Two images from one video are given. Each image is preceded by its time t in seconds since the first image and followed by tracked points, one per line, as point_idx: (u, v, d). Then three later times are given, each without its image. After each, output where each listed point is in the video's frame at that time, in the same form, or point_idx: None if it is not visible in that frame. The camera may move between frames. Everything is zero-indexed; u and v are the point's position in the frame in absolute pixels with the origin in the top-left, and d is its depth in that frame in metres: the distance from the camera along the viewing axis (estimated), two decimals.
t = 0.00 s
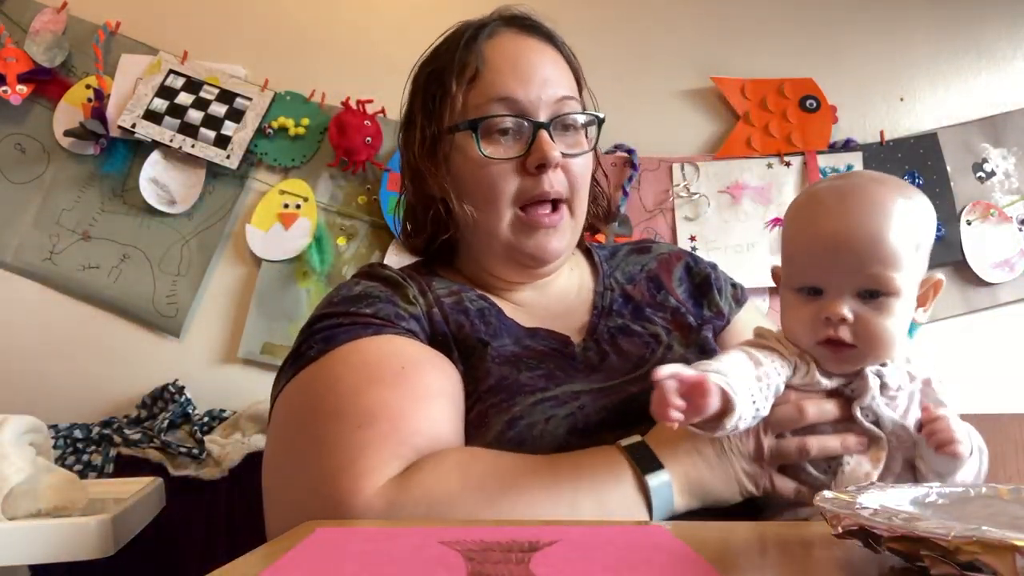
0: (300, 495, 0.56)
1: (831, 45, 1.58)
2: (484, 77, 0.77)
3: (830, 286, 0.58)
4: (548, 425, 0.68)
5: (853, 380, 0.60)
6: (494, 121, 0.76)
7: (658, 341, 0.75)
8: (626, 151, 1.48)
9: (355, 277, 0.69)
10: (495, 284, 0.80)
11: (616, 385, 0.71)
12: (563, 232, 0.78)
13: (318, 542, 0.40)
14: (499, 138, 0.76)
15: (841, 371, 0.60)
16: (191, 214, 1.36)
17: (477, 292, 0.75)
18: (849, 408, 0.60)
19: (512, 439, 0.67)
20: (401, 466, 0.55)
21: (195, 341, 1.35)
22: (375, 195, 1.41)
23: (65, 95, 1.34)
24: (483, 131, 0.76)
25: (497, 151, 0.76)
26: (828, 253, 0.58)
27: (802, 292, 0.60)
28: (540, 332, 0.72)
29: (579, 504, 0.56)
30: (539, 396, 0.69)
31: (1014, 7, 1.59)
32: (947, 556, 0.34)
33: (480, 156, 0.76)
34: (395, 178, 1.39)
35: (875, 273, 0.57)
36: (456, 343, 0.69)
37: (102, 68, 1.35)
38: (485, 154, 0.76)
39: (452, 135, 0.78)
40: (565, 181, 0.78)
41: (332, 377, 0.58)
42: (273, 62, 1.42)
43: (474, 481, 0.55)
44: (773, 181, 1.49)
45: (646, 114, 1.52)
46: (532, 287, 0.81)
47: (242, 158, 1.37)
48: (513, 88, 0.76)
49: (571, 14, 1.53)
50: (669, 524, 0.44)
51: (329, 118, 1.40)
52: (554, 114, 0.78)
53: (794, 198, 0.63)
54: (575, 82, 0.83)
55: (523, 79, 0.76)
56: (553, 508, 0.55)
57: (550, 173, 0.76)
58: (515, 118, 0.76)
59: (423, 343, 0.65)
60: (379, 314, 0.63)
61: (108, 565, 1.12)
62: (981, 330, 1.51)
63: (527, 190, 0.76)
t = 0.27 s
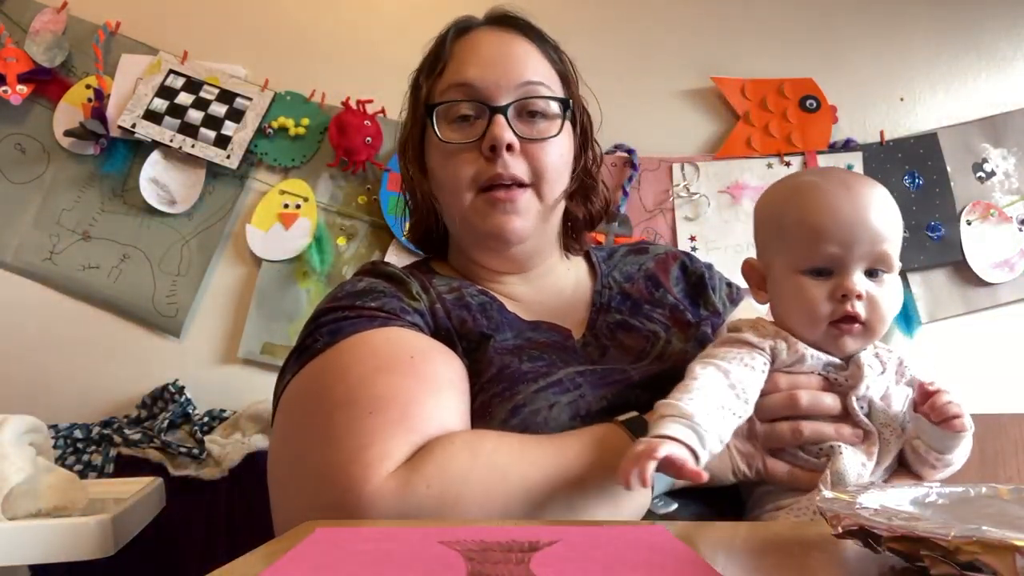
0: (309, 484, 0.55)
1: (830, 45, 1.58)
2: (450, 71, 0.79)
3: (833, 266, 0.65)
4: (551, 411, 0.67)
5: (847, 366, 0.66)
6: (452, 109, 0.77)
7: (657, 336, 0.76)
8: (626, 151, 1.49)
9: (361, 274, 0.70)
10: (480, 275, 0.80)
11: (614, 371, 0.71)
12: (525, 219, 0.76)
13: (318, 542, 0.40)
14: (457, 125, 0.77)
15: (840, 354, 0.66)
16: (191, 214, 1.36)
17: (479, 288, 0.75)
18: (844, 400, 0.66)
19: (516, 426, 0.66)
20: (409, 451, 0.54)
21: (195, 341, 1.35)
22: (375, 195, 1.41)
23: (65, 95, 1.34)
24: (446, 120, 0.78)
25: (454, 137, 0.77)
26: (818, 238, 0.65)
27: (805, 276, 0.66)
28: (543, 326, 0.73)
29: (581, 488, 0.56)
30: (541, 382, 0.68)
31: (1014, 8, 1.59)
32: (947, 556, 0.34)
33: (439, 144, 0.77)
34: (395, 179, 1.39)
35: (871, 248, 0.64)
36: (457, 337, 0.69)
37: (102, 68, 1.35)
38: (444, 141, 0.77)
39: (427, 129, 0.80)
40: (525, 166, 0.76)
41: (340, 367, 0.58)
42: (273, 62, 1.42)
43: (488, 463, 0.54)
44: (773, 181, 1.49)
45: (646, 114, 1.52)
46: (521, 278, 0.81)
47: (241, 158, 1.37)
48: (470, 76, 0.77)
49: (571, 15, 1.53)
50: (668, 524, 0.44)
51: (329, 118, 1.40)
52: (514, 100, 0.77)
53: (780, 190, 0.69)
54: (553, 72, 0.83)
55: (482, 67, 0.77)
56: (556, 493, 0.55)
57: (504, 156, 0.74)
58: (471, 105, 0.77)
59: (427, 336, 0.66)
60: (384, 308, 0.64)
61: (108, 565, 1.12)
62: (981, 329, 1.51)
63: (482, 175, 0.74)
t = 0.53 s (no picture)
0: (300, 472, 0.54)
1: (830, 45, 1.58)
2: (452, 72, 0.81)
3: (828, 260, 0.64)
4: (530, 385, 0.68)
5: (825, 348, 0.66)
6: (449, 107, 0.79)
7: (648, 329, 0.74)
8: (626, 151, 1.47)
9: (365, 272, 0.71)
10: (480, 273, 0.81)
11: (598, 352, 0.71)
12: (518, 215, 0.75)
13: (318, 543, 0.40)
14: (453, 123, 0.79)
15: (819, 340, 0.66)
16: (191, 214, 1.36)
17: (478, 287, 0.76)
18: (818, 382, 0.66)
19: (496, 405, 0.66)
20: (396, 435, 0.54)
21: (195, 341, 1.35)
22: (375, 195, 1.41)
23: (65, 95, 1.34)
24: (446, 122, 0.79)
25: (450, 137, 0.78)
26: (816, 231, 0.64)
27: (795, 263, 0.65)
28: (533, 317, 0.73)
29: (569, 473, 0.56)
30: (520, 362, 0.69)
31: (1014, 8, 1.59)
32: (947, 556, 0.34)
33: (436, 143, 0.78)
34: (395, 179, 1.39)
35: (867, 247, 0.64)
36: (454, 334, 0.70)
37: (102, 68, 1.35)
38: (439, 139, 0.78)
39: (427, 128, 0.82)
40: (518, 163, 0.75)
41: (334, 353, 0.58)
42: (273, 62, 1.42)
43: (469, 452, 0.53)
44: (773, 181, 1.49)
45: (646, 114, 1.52)
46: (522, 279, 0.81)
47: (242, 158, 1.37)
48: (469, 77, 0.79)
49: (571, 15, 1.53)
50: (668, 525, 0.44)
51: (329, 118, 1.40)
52: (510, 100, 0.78)
53: (780, 173, 0.68)
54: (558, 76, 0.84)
55: (479, 68, 0.79)
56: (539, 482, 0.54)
57: (495, 153, 0.74)
58: (466, 103, 0.78)
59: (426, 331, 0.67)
60: (382, 303, 0.65)
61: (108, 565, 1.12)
62: (981, 329, 1.51)
63: (472, 171, 0.75)
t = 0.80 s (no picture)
0: (297, 482, 0.54)
1: (830, 45, 1.58)
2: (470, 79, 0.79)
3: (801, 294, 0.61)
4: (542, 412, 0.67)
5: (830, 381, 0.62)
6: (465, 118, 0.78)
7: (668, 344, 0.74)
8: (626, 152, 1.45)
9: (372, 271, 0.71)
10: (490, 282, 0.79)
11: (610, 379, 0.71)
12: (532, 234, 0.75)
13: (317, 543, 0.39)
14: (470, 136, 0.77)
15: (804, 381, 0.63)
16: (191, 214, 1.36)
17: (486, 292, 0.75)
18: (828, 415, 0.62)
19: (506, 426, 0.65)
20: (394, 451, 0.53)
21: (195, 341, 1.35)
22: (375, 195, 1.41)
23: (65, 95, 1.34)
24: (462, 133, 0.78)
25: (466, 150, 0.77)
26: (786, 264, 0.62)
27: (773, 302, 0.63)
28: (544, 331, 0.72)
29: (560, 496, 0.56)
30: (534, 384, 0.68)
31: (1013, 8, 1.59)
32: (947, 557, 0.34)
33: (452, 155, 0.77)
34: (395, 179, 1.40)
35: (838, 275, 0.61)
36: (458, 341, 0.69)
37: (102, 68, 1.35)
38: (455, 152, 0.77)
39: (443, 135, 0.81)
40: (533, 182, 0.75)
41: (334, 364, 0.58)
42: (273, 62, 1.42)
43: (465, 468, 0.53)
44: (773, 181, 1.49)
45: (646, 114, 1.52)
46: (536, 287, 0.80)
47: (242, 158, 1.37)
48: (486, 88, 0.77)
49: (571, 14, 1.53)
50: (668, 525, 0.44)
51: (329, 118, 1.40)
52: (528, 115, 0.76)
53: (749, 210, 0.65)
54: (581, 86, 0.81)
55: (499, 79, 0.76)
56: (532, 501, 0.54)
57: (510, 174, 0.73)
58: (483, 117, 0.77)
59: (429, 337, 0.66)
60: (386, 308, 0.64)
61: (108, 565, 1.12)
62: (982, 329, 1.51)
63: (489, 190, 0.74)
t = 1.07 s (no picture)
0: (309, 470, 0.53)
1: (830, 45, 1.58)
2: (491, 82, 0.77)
3: (777, 304, 0.60)
4: (565, 423, 0.64)
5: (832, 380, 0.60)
6: (489, 124, 0.76)
7: (695, 356, 0.75)
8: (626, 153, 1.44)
9: (400, 262, 0.69)
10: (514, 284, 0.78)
11: (635, 390, 0.68)
12: (555, 240, 0.74)
13: (318, 543, 0.39)
14: (492, 140, 0.76)
15: (804, 384, 0.61)
16: (191, 214, 1.36)
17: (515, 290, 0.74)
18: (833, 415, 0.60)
19: (526, 434, 0.62)
20: (412, 449, 0.52)
21: (195, 341, 1.35)
22: (375, 196, 1.41)
23: (65, 95, 1.34)
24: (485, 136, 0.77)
25: (489, 155, 0.75)
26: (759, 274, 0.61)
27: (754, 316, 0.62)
28: (570, 334, 0.71)
29: (582, 507, 0.52)
30: (557, 394, 0.65)
31: (1012, 8, 1.59)
32: (947, 556, 0.34)
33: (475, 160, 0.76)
34: (395, 179, 1.40)
35: (809, 277, 0.60)
36: (486, 338, 0.68)
37: (102, 68, 1.35)
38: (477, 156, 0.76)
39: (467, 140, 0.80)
40: (556, 187, 0.73)
41: (358, 353, 0.57)
42: (273, 62, 1.42)
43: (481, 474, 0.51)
44: (773, 181, 1.49)
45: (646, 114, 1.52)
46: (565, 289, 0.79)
47: (242, 158, 1.37)
48: (506, 92, 0.75)
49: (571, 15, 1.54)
50: (668, 524, 0.44)
51: (329, 118, 1.40)
52: (550, 118, 0.74)
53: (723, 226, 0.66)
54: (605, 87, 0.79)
55: (517, 83, 0.74)
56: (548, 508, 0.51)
57: (532, 179, 0.72)
58: (505, 124, 0.75)
59: (455, 334, 0.64)
60: (415, 298, 0.63)
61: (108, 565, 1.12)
62: (982, 329, 1.51)
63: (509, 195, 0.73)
